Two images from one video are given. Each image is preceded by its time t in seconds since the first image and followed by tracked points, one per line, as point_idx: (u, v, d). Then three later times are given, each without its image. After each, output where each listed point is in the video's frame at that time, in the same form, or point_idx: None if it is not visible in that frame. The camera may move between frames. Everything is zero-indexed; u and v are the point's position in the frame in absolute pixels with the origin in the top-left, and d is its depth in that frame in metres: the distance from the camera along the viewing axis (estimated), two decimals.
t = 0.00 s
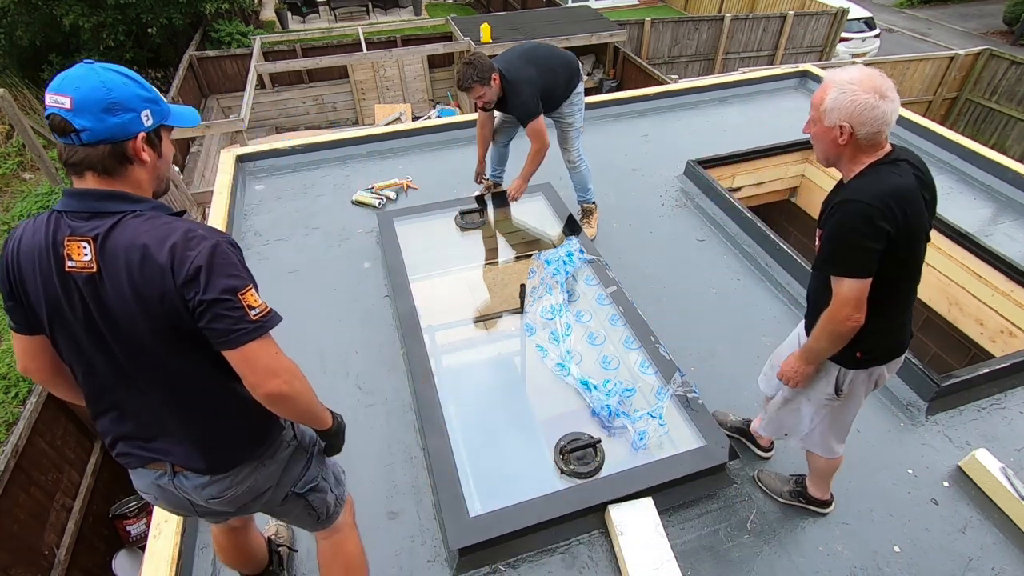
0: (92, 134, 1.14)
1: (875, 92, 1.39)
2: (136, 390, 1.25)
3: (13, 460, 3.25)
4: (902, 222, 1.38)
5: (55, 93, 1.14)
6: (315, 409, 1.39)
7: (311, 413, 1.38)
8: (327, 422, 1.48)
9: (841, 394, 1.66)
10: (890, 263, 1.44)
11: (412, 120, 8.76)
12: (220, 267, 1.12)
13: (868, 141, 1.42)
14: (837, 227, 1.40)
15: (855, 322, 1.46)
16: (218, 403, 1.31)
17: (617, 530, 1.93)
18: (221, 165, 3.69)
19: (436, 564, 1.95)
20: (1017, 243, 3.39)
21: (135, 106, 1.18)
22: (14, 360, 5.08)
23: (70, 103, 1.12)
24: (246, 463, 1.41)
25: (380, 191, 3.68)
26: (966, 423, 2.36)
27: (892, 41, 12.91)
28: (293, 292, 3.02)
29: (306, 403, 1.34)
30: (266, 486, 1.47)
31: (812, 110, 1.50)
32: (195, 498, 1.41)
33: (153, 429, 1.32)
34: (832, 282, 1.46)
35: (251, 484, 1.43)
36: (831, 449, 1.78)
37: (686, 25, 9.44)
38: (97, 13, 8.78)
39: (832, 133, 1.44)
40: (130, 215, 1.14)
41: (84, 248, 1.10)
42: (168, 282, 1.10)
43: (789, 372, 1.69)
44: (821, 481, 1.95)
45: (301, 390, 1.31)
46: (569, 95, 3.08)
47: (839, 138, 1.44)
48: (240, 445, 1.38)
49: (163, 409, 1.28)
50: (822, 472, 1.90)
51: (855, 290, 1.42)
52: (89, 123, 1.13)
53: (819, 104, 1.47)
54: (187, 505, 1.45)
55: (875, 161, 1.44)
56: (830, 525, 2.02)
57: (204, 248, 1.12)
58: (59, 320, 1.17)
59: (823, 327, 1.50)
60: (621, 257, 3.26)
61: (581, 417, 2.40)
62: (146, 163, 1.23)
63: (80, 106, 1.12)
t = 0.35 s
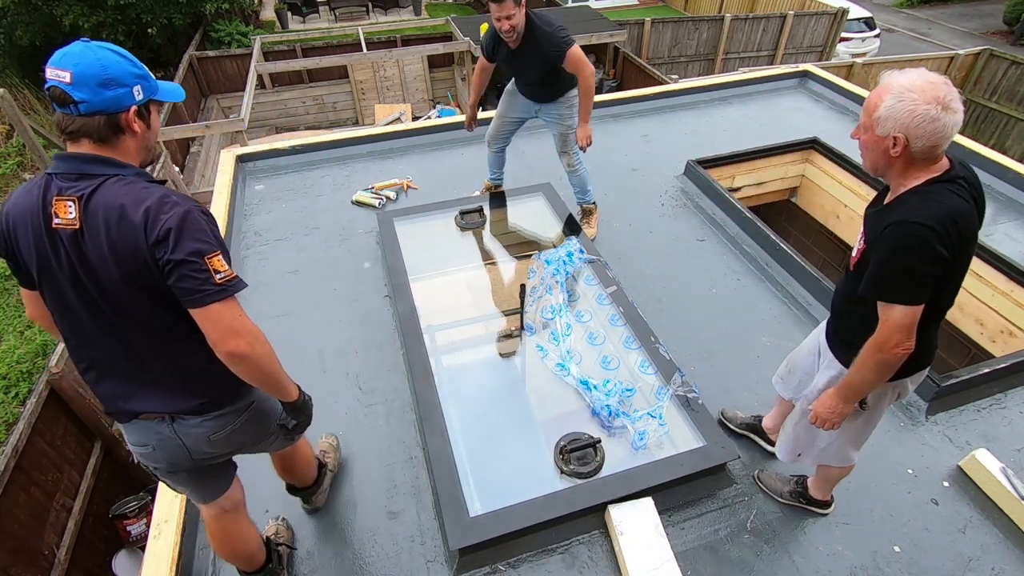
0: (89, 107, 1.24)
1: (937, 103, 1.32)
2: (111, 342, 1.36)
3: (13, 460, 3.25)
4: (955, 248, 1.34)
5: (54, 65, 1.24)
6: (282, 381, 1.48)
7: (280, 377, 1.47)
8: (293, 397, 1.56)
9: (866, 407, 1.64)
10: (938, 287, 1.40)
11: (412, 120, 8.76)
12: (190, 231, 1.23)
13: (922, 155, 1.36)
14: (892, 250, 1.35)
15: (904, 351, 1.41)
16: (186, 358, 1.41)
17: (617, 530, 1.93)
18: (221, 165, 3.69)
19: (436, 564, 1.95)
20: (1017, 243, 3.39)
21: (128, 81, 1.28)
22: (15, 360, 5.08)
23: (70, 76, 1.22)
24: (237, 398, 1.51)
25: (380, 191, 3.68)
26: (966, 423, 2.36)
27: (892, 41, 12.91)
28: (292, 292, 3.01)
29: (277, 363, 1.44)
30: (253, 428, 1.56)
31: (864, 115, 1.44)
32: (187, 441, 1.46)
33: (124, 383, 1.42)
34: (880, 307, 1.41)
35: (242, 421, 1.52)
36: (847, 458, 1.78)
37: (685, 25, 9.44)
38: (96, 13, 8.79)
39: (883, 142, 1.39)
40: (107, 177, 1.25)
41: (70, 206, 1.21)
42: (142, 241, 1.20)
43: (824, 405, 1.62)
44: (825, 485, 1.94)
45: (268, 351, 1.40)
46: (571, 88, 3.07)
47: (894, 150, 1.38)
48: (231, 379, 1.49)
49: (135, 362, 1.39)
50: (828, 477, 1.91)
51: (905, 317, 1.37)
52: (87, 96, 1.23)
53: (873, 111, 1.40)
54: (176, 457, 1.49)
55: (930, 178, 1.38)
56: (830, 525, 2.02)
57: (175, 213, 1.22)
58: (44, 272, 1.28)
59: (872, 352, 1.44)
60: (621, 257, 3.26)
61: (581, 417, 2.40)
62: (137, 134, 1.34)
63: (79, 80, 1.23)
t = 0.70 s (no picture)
0: (160, 75, 1.41)
1: (960, 93, 1.33)
2: (167, 283, 1.51)
3: (13, 460, 3.26)
4: (970, 238, 1.35)
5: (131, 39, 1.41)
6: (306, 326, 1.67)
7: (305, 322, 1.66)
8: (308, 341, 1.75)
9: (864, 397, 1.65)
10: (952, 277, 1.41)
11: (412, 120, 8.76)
12: (254, 194, 1.42)
13: (942, 143, 1.36)
14: (912, 238, 1.34)
15: (920, 338, 1.41)
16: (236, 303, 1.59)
17: (617, 530, 1.93)
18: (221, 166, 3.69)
19: (436, 564, 1.94)
20: (1017, 243, 3.39)
21: (194, 57, 1.45)
22: (15, 360, 5.08)
23: (146, 48, 1.39)
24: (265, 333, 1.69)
25: (380, 191, 3.68)
26: (966, 423, 2.36)
27: (892, 40, 12.92)
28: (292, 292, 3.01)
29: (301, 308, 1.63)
30: (270, 364, 1.74)
31: (885, 103, 1.45)
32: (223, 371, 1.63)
33: (175, 319, 1.57)
34: (897, 294, 1.40)
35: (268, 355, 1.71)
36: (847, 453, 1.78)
37: (685, 26, 9.45)
38: (97, 14, 8.83)
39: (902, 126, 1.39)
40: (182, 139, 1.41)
41: (149, 162, 1.36)
42: (214, 198, 1.37)
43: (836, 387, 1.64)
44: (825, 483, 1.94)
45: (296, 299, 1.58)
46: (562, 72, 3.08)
47: (912, 137, 1.38)
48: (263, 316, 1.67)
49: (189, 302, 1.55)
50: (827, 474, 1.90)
51: (923, 304, 1.36)
52: (159, 66, 1.40)
53: (896, 97, 1.41)
54: (206, 384, 1.63)
55: (949, 168, 1.38)
56: (830, 526, 2.02)
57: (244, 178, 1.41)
58: (112, 216, 1.41)
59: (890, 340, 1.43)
60: (621, 257, 3.25)
61: (581, 417, 2.40)
62: (196, 104, 1.50)
63: (153, 52, 1.39)
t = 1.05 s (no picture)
0: (190, 32, 1.48)
1: (954, 58, 1.38)
2: (199, 223, 1.65)
3: (13, 460, 3.26)
4: (952, 195, 1.41)
5: None
6: (325, 252, 1.76)
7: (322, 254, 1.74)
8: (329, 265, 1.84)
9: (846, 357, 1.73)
10: (933, 231, 1.47)
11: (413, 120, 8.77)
12: (274, 143, 1.50)
13: (939, 105, 1.41)
14: (894, 190, 1.41)
15: (891, 286, 1.47)
16: (261, 246, 1.69)
17: (617, 530, 1.93)
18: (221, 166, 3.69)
19: (436, 564, 1.94)
20: (1017, 243, 3.39)
21: (219, 10, 1.49)
22: (14, 360, 5.08)
23: (177, 8, 1.46)
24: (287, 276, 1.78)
25: (380, 191, 3.68)
26: (966, 423, 2.36)
27: (891, 41, 12.93)
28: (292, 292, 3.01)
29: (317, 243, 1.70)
30: (285, 311, 1.82)
31: (887, 71, 1.50)
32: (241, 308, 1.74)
33: (208, 258, 1.71)
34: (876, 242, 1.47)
35: (286, 298, 1.80)
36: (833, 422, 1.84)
37: (686, 25, 9.45)
38: (97, 14, 8.87)
39: (903, 91, 1.44)
40: (212, 88, 1.51)
41: (183, 108, 1.47)
42: (235, 144, 1.47)
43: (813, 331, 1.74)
44: (820, 468, 1.96)
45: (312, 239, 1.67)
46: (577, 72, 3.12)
47: (909, 102, 1.44)
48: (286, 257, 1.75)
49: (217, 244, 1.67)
50: (821, 459, 1.91)
51: (898, 253, 1.43)
52: (189, 24, 1.47)
53: (896, 64, 1.46)
54: (225, 315, 1.78)
55: (939, 132, 1.44)
56: (830, 526, 2.02)
57: (264, 125, 1.49)
58: (153, 156, 1.54)
59: (861, 288, 1.50)
60: (621, 257, 3.25)
61: (581, 417, 2.40)
62: (227, 55, 1.56)
63: (182, 10, 1.46)
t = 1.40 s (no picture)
0: (204, 18, 1.56)
1: (939, 37, 1.45)
2: (209, 192, 1.79)
3: (13, 460, 3.26)
4: (935, 164, 1.49)
5: None
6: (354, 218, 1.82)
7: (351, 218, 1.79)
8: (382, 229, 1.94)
9: (826, 320, 1.83)
10: (917, 201, 1.55)
11: (413, 120, 8.77)
12: (261, 121, 1.56)
13: (924, 82, 1.49)
14: (877, 159, 1.50)
15: (876, 250, 1.57)
16: (263, 220, 1.80)
17: (617, 530, 1.93)
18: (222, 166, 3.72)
19: (436, 564, 1.94)
20: (1017, 243, 3.39)
21: None
22: (14, 360, 5.08)
23: None
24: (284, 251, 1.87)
25: (380, 191, 3.68)
26: (966, 423, 2.36)
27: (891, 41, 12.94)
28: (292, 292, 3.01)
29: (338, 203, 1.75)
30: (283, 283, 1.91)
31: (877, 51, 1.57)
32: (242, 276, 1.89)
33: (216, 224, 1.85)
34: (862, 208, 1.56)
35: (288, 271, 1.89)
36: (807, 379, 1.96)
37: (685, 25, 9.45)
38: (97, 14, 8.89)
39: (890, 69, 1.51)
40: (217, 70, 1.61)
41: (189, 87, 1.62)
42: (226, 123, 1.57)
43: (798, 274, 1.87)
44: (810, 431, 2.04)
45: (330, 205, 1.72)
46: (588, 68, 3.15)
47: (899, 78, 1.51)
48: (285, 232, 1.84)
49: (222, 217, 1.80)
50: (806, 421, 2.01)
51: (882, 218, 1.52)
52: (202, 10, 1.54)
53: (885, 44, 1.53)
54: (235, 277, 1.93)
55: (921, 108, 1.52)
56: (830, 525, 2.03)
57: (255, 106, 1.57)
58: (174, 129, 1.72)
59: (845, 249, 1.61)
60: (621, 257, 3.25)
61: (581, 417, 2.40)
62: (238, 40, 1.63)
63: None
